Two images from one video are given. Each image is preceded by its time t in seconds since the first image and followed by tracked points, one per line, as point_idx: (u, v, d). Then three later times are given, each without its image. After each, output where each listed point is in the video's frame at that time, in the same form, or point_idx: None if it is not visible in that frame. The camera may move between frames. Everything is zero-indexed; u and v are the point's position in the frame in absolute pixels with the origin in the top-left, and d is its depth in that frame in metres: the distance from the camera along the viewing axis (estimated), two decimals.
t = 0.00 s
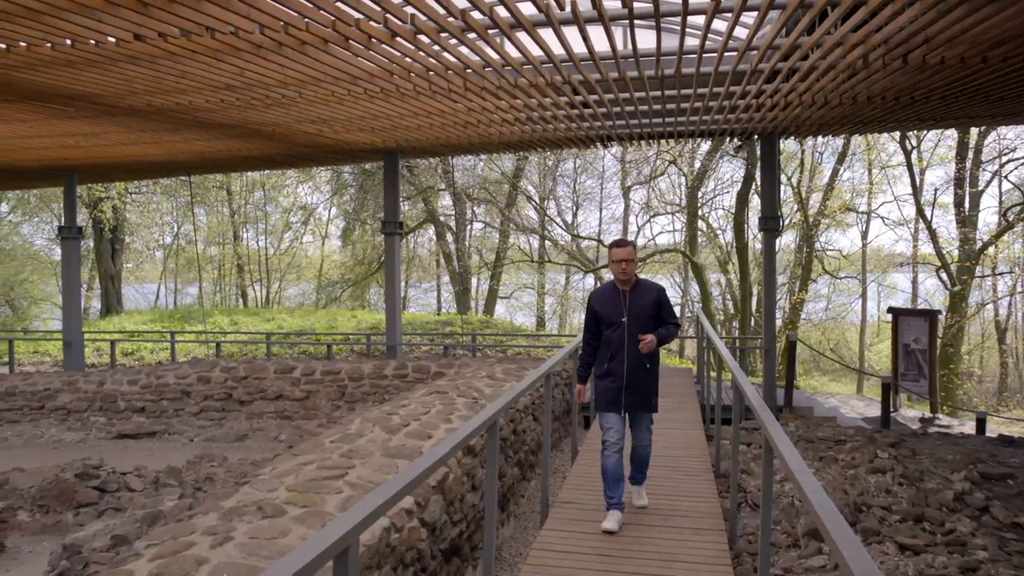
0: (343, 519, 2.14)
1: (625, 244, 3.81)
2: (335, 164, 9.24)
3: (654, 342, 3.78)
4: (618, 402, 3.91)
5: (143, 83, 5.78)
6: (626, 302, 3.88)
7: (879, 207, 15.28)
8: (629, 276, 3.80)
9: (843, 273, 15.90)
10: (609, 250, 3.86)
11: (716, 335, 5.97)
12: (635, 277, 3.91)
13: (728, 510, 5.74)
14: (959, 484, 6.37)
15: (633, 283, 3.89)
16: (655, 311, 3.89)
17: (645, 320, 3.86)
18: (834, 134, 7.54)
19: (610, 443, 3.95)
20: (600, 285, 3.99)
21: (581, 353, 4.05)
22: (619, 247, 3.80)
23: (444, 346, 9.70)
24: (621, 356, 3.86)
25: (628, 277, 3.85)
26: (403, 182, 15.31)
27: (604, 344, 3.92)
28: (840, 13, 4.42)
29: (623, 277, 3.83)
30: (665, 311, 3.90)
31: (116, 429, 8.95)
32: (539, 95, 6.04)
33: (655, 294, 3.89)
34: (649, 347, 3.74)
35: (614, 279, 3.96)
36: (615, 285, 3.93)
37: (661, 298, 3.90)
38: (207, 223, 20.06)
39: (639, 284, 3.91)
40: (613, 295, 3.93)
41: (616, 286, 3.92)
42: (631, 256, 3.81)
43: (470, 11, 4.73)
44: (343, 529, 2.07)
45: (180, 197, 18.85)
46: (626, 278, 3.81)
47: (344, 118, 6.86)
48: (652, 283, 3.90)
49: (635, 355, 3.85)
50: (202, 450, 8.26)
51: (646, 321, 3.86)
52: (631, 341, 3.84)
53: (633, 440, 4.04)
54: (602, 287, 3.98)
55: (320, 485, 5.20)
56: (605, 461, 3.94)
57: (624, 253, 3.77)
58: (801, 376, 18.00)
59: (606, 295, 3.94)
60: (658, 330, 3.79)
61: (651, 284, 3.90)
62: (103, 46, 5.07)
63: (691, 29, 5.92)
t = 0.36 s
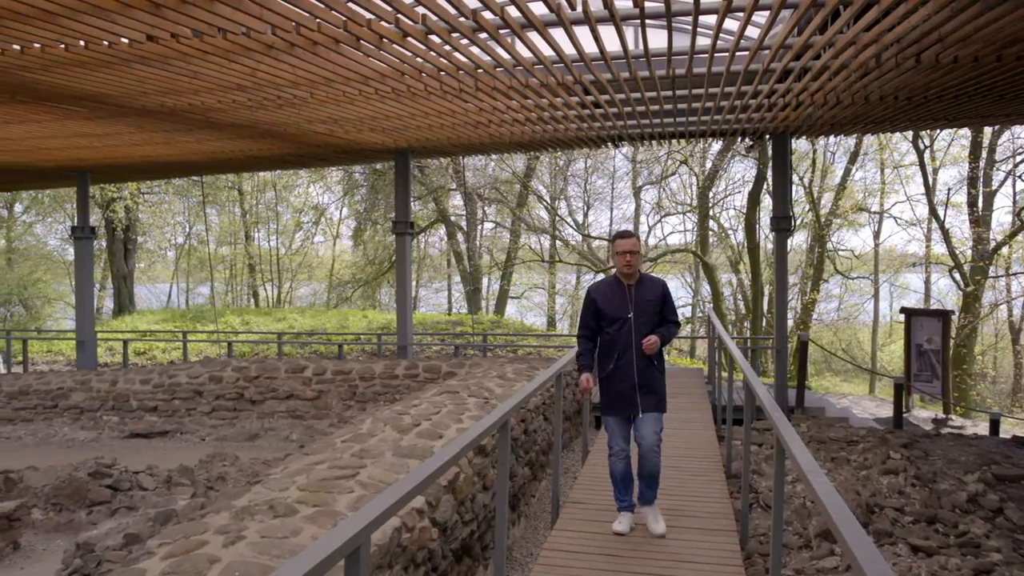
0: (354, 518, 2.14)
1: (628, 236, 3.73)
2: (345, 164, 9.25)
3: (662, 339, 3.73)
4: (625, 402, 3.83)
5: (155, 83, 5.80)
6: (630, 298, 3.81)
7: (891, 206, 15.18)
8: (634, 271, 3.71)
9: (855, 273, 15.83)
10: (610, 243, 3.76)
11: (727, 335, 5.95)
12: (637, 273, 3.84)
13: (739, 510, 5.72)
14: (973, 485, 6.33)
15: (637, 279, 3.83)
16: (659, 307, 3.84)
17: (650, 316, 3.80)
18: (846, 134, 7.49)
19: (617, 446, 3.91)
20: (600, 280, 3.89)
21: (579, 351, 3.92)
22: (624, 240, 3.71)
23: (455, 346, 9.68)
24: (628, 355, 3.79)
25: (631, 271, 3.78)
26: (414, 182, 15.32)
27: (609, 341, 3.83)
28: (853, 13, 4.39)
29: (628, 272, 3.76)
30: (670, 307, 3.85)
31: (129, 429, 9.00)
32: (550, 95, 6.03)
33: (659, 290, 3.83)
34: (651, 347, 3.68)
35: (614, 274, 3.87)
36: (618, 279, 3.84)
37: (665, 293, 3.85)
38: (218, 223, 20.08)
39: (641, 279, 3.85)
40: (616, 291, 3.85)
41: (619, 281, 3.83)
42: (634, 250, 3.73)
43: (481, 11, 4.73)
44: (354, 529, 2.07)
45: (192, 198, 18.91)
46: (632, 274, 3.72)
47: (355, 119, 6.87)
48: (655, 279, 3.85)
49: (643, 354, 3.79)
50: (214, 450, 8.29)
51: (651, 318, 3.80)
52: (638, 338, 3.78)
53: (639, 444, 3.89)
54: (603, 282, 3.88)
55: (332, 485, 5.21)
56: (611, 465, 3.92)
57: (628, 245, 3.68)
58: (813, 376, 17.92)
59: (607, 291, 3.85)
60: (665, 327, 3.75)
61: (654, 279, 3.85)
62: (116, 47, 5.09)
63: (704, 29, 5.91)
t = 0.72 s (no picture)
0: (364, 518, 2.14)
1: (644, 241, 3.49)
2: (355, 164, 9.25)
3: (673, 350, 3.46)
4: (626, 416, 3.60)
5: (166, 83, 5.81)
6: (639, 307, 3.55)
7: (903, 207, 15.12)
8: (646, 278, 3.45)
9: (867, 273, 15.77)
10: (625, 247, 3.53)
11: (738, 335, 5.93)
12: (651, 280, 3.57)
13: (750, 511, 5.71)
14: (986, 486, 6.30)
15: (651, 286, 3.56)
16: (672, 318, 3.56)
17: (659, 327, 3.52)
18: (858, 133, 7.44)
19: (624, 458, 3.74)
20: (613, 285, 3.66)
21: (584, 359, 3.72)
22: (638, 244, 3.48)
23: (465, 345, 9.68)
24: (632, 367, 3.52)
25: (642, 277, 3.50)
26: (424, 182, 15.33)
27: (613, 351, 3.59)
28: (864, 12, 4.37)
29: (640, 278, 3.50)
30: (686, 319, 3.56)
31: (140, 428, 9.03)
32: (561, 94, 6.02)
33: (674, 300, 3.55)
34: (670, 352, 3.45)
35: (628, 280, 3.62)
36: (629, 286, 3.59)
37: (680, 304, 3.56)
38: (229, 223, 20.08)
39: (656, 287, 3.57)
40: (626, 299, 3.59)
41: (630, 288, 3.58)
42: (649, 255, 3.47)
43: (491, 11, 4.73)
44: (363, 530, 2.06)
45: (203, 198, 18.99)
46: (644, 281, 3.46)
47: (365, 119, 6.88)
48: (670, 287, 3.56)
49: (648, 366, 3.51)
50: (225, 449, 8.32)
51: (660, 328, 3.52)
52: (643, 350, 3.50)
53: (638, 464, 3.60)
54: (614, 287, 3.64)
55: (342, 484, 5.22)
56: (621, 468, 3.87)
57: (644, 249, 3.44)
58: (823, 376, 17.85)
59: (617, 297, 3.61)
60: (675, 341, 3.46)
61: (669, 288, 3.57)
62: (127, 48, 5.10)
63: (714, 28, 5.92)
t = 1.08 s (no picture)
0: (375, 517, 2.14)
1: (657, 233, 3.49)
2: (366, 164, 9.27)
3: (684, 345, 3.39)
4: (631, 419, 3.53)
5: (178, 84, 5.84)
6: (652, 303, 3.53)
7: (915, 206, 15.04)
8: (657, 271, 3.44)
9: (878, 273, 15.69)
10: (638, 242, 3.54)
11: (749, 335, 5.91)
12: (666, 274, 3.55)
13: (761, 511, 5.69)
14: (999, 488, 6.26)
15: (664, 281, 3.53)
16: (686, 314, 3.50)
17: (671, 324, 3.48)
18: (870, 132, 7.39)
19: (619, 465, 3.58)
20: (628, 281, 3.66)
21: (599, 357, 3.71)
22: (650, 236, 3.48)
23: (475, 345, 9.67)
24: (641, 365, 3.49)
25: (656, 272, 3.47)
26: (434, 182, 15.36)
27: (624, 348, 3.57)
28: (876, 10, 4.33)
29: (654, 272, 3.47)
30: (700, 315, 3.50)
31: (152, 427, 9.08)
32: (571, 94, 6.02)
33: (689, 296, 3.50)
34: (671, 348, 3.35)
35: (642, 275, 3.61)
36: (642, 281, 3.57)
37: (696, 300, 3.51)
38: (240, 223, 20.06)
39: (671, 281, 3.54)
40: (639, 294, 3.57)
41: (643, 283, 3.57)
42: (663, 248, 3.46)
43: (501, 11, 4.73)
44: (374, 528, 2.07)
45: (214, 198, 19.06)
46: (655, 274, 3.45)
47: (375, 119, 6.89)
48: (685, 282, 3.52)
49: (658, 364, 3.47)
50: (236, 448, 8.35)
51: (673, 325, 3.48)
52: (653, 347, 3.48)
53: (654, 471, 3.61)
54: (628, 283, 3.63)
55: (353, 484, 5.24)
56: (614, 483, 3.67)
57: (656, 241, 3.45)
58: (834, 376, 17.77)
59: (630, 293, 3.60)
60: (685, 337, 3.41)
61: (684, 284, 3.53)
62: (139, 49, 5.12)
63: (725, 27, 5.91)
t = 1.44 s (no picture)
0: (385, 518, 2.14)
1: (656, 239, 3.27)
2: (375, 164, 9.28)
3: (685, 361, 3.19)
4: (638, 439, 3.28)
5: (189, 84, 5.85)
6: (654, 312, 3.29)
7: (926, 206, 14.99)
8: (658, 280, 3.23)
9: (889, 273, 15.63)
10: (635, 249, 3.33)
11: (759, 334, 5.89)
12: (666, 281, 3.32)
13: (772, 512, 5.68)
14: (1012, 489, 6.22)
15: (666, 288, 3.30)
16: (691, 323, 3.29)
17: (676, 335, 3.26)
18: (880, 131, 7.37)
19: (627, 486, 3.30)
20: (625, 290, 3.40)
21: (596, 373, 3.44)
22: (648, 241, 3.26)
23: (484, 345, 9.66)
24: (647, 379, 3.25)
25: (657, 279, 3.25)
26: (444, 182, 15.41)
27: (626, 362, 3.32)
28: (887, 10, 4.33)
29: (654, 280, 3.24)
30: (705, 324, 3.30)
31: (163, 426, 9.12)
32: (581, 93, 6.01)
33: (692, 303, 3.29)
34: (672, 369, 3.15)
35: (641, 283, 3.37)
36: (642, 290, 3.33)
37: (699, 307, 3.30)
38: (251, 223, 20.00)
39: (671, 288, 3.31)
40: (638, 304, 3.32)
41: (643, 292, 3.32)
42: (662, 255, 3.26)
43: (510, 11, 4.73)
44: (382, 530, 2.05)
45: (225, 198, 19.11)
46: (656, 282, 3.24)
47: (385, 119, 6.89)
48: (686, 288, 3.30)
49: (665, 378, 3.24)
50: (247, 448, 8.37)
51: (677, 336, 3.26)
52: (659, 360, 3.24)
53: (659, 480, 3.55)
54: (627, 292, 3.38)
55: (363, 483, 5.24)
56: (620, 511, 3.32)
57: (655, 246, 3.24)
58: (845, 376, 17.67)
59: (629, 303, 3.34)
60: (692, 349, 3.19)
61: (686, 290, 3.31)
62: (150, 50, 5.14)
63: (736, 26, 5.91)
